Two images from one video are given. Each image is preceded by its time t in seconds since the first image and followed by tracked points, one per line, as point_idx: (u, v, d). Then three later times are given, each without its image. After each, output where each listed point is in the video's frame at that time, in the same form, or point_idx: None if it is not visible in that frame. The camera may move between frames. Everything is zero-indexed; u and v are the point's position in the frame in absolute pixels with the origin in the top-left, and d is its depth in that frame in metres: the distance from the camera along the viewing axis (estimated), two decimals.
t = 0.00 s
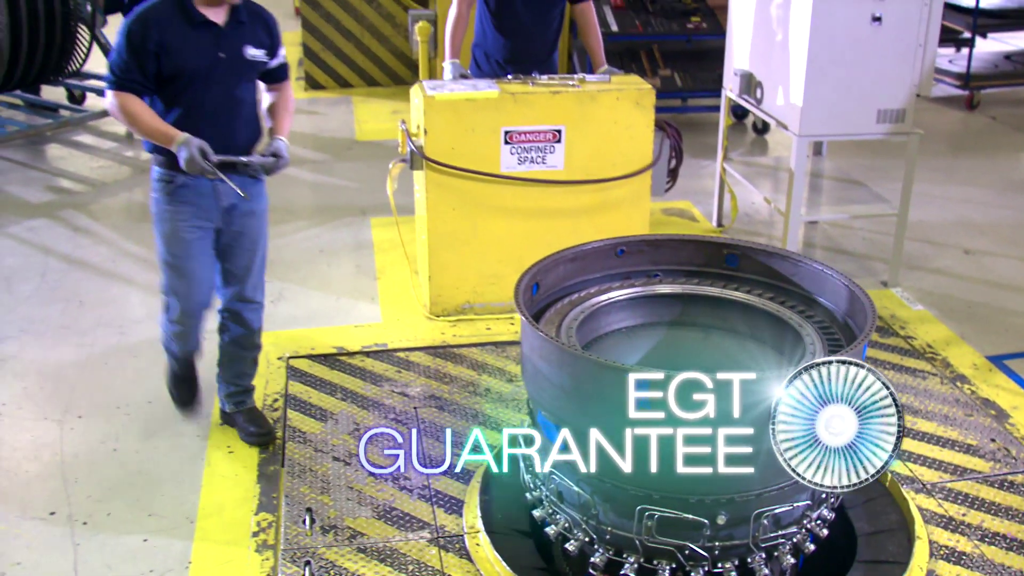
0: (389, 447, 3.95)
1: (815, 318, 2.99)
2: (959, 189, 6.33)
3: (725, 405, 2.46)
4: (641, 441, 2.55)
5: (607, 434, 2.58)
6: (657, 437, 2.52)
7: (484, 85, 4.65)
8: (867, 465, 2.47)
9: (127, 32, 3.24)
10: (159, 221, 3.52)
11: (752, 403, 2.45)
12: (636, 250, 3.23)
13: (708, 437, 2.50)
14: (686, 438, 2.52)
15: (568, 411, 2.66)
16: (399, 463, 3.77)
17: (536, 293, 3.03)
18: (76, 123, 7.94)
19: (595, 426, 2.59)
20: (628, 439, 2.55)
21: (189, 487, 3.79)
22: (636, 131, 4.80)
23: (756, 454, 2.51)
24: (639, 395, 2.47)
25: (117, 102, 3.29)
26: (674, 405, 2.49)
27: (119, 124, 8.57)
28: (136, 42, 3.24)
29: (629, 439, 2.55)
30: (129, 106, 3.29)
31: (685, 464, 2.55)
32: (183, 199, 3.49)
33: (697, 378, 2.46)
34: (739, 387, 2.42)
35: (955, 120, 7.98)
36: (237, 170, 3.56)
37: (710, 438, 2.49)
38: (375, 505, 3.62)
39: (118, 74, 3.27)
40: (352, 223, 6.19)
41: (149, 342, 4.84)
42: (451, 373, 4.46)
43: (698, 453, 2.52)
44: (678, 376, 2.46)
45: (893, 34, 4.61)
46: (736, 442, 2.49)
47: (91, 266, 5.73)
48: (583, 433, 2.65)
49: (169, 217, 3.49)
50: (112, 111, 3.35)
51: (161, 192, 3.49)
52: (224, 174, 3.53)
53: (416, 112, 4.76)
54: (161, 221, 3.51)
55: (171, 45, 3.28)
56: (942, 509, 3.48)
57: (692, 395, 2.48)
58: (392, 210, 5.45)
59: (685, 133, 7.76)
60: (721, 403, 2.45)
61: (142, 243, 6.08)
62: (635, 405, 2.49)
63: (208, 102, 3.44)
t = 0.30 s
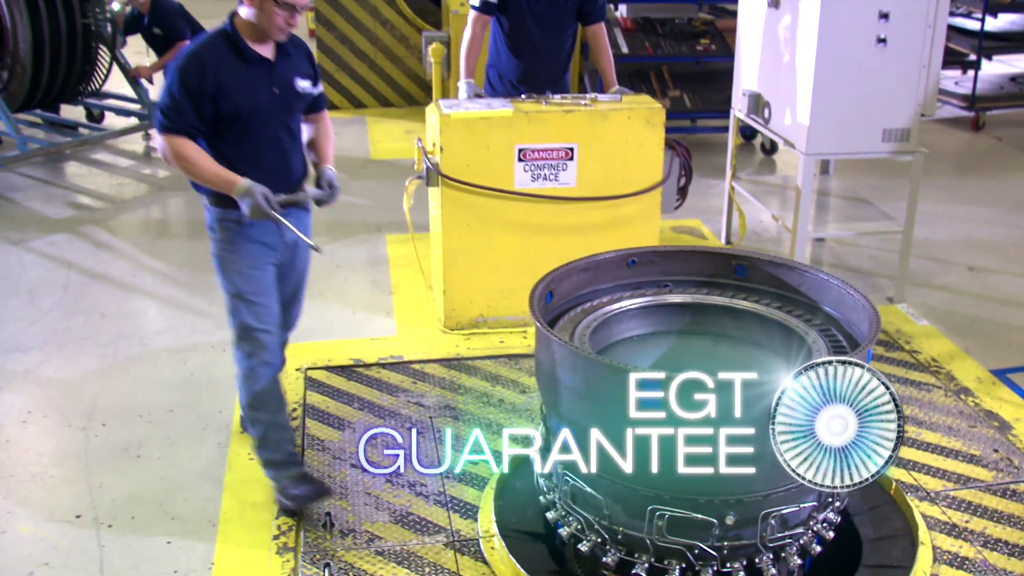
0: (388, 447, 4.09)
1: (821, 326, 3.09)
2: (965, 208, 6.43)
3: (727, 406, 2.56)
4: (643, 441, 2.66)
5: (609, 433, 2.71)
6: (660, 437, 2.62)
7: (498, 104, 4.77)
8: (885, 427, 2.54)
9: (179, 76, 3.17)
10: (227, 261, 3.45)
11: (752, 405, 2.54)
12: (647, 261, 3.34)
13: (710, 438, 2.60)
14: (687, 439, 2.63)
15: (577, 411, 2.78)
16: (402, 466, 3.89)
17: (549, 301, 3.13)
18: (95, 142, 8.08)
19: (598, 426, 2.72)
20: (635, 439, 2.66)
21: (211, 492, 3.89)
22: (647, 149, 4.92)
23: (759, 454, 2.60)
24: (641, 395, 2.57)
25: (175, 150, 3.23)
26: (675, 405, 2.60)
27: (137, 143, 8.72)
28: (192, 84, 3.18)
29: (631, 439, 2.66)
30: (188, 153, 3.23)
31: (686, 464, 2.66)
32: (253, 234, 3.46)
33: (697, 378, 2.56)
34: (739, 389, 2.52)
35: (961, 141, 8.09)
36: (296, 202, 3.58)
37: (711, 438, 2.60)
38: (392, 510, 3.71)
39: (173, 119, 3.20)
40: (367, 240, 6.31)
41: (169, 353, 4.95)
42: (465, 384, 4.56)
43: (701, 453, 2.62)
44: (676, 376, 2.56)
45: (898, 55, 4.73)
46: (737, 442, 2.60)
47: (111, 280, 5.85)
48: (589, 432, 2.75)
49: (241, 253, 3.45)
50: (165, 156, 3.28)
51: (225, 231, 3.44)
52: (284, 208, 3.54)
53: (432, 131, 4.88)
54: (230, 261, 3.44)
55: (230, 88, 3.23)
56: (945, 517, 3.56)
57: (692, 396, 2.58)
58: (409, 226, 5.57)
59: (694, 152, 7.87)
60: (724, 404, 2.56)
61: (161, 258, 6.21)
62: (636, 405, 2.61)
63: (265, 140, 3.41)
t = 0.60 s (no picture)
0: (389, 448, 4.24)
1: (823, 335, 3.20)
2: (965, 227, 6.54)
3: (728, 405, 2.67)
4: (643, 442, 2.76)
5: (612, 436, 2.80)
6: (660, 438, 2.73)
7: (507, 124, 4.89)
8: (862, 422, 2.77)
9: (236, 114, 3.08)
10: (286, 297, 3.36)
11: (753, 406, 2.65)
12: (652, 273, 3.45)
13: (712, 437, 2.70)
14: (687, 439, 2.74)
15: (581, 416, 2.88)
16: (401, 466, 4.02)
17: (558, 311, 3.24)
18: (109, 162, 8.20)
19: (598, 427, 2.83)
20: (638, 440, 2.75)
21: (228, 499, 4.00)
22: (652, 168, 5.04)
23: (761, 455, 2.71)
24: (640, 396, 2.69)
25: (242, 190, 3.14)
26: (675, 405, 2.71)
27: (149, 163, 8.86)
28: (254, 121, 3.10)
29: (631, 439, 2.76)
30: (255, 192, 3.15)
31: (686, 464, 2.76)
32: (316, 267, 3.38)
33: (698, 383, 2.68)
34: (741, 392, 2.62)
35: (962, 161, 8.21)
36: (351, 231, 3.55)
37: (713, 438, 2.70)
38: (405, 517, 3.81)
39: (235, 158, 3.12)
40: (377, 258, 6.44)
41: (185, 366, 5.06)
42: (475, 397, 4.66)
43: (703, 453, 2.72)
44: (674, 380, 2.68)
45: (897, 76, 4.85)
46: (738, 443, 2.70)
47: (126, 296, 5.97)
48: (588, 434, 2.87)
49: (304, 288, 3.36)
50: (229, 200, 3.18)
51: (286, 269, 3.35)
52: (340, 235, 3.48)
53: (443, 150, 5.00)
54: (291, 297, 3.35)
55: (291, 121, 3.17)
56: (945, 524, 3.65)
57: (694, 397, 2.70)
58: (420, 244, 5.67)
59: (699, 173, 8.00)
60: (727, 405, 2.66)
61: (175, 274, 6.32)
62: (637, 405, 2.72)
63: (323, 168, 3.35)
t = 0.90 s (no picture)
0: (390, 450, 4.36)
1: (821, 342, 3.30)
2: (963, 242, 6.66)
3: (729, 407, 2.75)
4: (644, 443, 2.85)
5: (613, 437, 2.91)
6: (661, 439, 2.83)
7: (513, 141, 5.01)
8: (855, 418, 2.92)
9: (316, 133, 3.09)
10: (334, 322, 3.42)
11: (753, 408, 2.73)
12: (656, 282, 3.55)
13: (712, 438, 2.79)
14: (687, 439, 2.84)
15: (586, 417, 2.99)
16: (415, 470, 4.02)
17: (565, 317, 3.33)
18: (119, 178, 8.32)
19: (600, 428, 2.94)
20: (640, 442, 2.85)
21: (243, 506, 4.09)
22: (655, 183, 5.15)
23: (760, 456, 2.80)
24: (642, 395, 2.82)
25: (335, 211, 3.15)
26: (676, 405, 2.83)
27: (159, 180, 8.99)
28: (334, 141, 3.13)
29: (631, 439, 2.86)
30: (345, 212, 3.16)
31: (687, 465, 2.86)
32: (366, 294, 3.45)
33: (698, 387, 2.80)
34: (742, 393, 2.71)
35: (960, 179, 8.33)
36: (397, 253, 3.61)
37: (713, 438, 2.79)
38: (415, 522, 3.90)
39: (318, 179, 3.12)
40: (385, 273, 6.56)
41: (198, 377, 5.16)
42: (481, 407, 4.76)
43: (704, 454, 2.82)
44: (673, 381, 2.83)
45: (894, 94, 4.97)
46: (738, 443, 2.78)
47: (139, 309, 6.08)
48: (591, 436, 2.98)
49: (353, 314, 3.43)
50: (318, 223, 3.17)
51: (338, 295, 3.41)
52: (388, 258, 3.54)
53: (450, 167, 5.12)
54: (340, 322, 3.42)
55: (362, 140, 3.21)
56: (941, 528, 3.74)
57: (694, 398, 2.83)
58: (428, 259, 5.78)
59: (701, 191, 8.13)
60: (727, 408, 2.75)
61: (186, 288, 6.44)
62: (637, 405, 2.85)
63: (381, 187, 3.40)
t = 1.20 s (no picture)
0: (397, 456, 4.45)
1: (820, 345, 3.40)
2: (961, 255, 6.76)
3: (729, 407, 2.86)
4: (645, 443, 2.96)
5: (616, 437, 3.02)
6: (662, 438, 2.93)
7: (518, 154, 5.13)
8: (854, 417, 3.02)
9: (392, 138, 3.24)
10: (401, 333, 3.55)
11: (754, 408, 2.84)
12: (659, 288, 3.66)
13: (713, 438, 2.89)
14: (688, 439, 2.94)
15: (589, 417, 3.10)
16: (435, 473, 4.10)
17: (571, 322, 3.44)
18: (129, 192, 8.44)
19: (602, 428, 3.05)
20: (644, 442, 2.96)
21: (255, 509, 4.19)
22: (657, 196, 5.26)
23: (760, 455, 2.90)
24: (643, 395, 2.93)
25: (417, 212, 3.24)
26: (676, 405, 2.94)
27: (167, 194, 9.11)
28: (404, 148, 3.27)
29: (633, 439, 2.97)
30: (424, 214, 3.26)
31: (688, 464, 2.96)
32: (426, 301, 3.58)
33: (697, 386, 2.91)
34: (743, 392, 2.82)
35: (959, 193, 8.45)
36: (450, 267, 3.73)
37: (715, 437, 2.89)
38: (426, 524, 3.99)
39: (395, 184, 3.24)
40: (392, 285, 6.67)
41: (209, 385, 5.27)
42: (488, 414, 4.86)
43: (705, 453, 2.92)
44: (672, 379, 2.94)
45: (891, 109, 5.09)
46: (739, 443, 2.89)
47: (150, 319, 6.19)
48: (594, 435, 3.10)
49: (417, 323, 3.56)
50: (398, 224, 3.25)
51: (400, 306, 3.54)
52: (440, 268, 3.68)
53: (457, 180, 5.25)
54: (406, 333, 3.55)
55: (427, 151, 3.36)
56: (937, 531, 3.83)
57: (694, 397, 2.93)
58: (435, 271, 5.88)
59: (703, 205, 8.24)
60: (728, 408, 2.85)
61: (197, 299, 6.55)
62: (639, 406, 2.96)
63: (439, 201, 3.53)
